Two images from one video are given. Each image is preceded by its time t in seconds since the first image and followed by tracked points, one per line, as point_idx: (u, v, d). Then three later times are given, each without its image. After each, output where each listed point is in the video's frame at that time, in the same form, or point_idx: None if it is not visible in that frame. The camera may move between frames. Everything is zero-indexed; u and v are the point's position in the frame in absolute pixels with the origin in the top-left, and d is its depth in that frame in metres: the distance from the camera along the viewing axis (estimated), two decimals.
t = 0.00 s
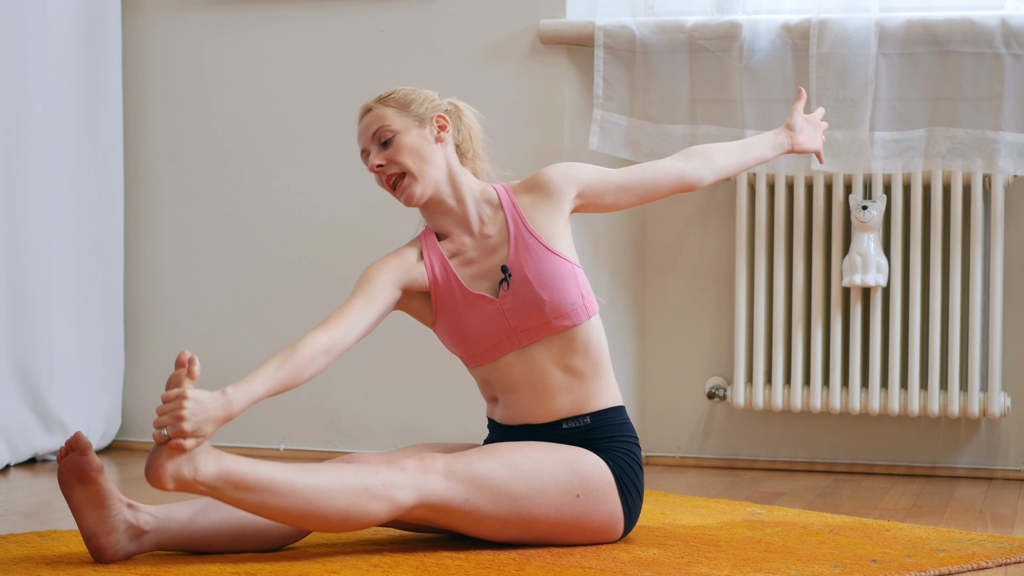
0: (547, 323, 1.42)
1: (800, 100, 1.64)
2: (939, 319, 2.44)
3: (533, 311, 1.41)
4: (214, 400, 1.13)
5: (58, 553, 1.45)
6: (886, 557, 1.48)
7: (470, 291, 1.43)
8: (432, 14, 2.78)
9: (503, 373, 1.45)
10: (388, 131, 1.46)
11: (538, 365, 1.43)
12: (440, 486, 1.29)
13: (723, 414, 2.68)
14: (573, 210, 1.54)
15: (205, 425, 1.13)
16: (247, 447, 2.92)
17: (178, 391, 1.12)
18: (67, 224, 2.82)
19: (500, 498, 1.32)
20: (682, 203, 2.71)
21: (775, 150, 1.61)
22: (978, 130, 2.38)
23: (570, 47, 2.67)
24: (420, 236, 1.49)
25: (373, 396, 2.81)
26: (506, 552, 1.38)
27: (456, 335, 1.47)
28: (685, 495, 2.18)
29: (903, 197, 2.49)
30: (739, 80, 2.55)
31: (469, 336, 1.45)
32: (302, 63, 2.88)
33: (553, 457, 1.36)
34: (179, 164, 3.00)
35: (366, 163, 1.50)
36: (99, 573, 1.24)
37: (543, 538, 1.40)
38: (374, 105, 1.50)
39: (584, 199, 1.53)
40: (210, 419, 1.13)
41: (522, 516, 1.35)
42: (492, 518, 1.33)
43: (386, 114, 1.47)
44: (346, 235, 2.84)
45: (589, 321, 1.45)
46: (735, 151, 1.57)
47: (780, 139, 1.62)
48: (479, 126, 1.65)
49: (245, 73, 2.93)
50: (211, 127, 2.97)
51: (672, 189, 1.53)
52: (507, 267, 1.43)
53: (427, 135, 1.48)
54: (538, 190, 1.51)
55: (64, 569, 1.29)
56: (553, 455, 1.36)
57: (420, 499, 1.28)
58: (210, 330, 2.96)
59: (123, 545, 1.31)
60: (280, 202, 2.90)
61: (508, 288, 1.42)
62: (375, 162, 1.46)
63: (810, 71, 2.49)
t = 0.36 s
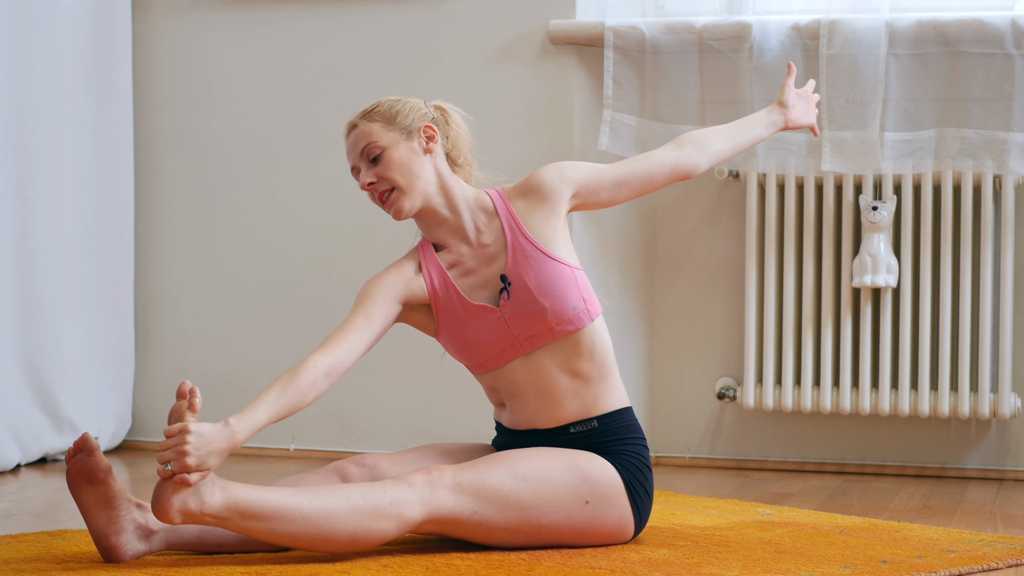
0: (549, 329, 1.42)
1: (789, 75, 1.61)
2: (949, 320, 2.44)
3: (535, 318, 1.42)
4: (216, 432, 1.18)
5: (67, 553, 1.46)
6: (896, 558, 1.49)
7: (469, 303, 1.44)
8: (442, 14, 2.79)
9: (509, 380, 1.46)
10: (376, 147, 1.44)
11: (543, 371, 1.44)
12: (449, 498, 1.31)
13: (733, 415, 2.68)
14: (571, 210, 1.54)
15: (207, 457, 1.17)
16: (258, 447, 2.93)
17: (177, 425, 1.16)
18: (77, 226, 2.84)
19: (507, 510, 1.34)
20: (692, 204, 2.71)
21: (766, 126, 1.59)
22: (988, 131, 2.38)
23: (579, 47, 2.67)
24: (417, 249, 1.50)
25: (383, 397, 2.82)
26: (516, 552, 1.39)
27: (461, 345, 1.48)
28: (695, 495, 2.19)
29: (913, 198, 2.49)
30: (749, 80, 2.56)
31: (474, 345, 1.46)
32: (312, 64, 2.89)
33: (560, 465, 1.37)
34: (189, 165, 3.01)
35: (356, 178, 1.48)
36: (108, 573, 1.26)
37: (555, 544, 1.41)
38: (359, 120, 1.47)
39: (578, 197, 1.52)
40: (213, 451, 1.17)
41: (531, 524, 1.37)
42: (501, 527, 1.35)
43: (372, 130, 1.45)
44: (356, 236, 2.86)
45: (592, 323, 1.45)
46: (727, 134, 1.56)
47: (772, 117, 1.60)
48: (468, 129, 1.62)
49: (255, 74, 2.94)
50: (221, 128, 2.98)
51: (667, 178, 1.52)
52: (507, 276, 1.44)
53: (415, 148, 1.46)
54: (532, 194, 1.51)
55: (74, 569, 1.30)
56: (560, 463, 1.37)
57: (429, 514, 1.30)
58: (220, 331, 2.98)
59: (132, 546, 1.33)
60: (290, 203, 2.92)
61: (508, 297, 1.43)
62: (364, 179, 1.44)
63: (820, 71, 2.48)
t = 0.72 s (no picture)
0: (548, 336, 1.43)
1: (796, 67, 1.58)
2: (957, 321, 2.44)
3: (532, 326, 1.42)
4: (218, 456, 1.19)
5: (74, 553, 1.48)
6: (903, 559, 1.49)
7: (467, 313, 1.45)
8: (449, 15, 2.80)
9: (509, 387, 1.47)
10: (371, 157, 1.44)
11: (542, 378, 1.45)
12: (454, 508, 1.32)
13: (740, 415, 2.68)
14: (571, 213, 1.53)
15: (209, 481, 1.19)
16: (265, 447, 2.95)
17: (179, 451, 1.17)
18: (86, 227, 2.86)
19: (513, 520, 1.35)
20: (698, 205, 2.71)
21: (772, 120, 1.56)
22: (996, 131, 2.37)
23: (587, 47, 2.68)
24: (415, 257, 1.51)
25: (390, 397, 2.83)
26: (522, 552, 1.40)
27: (461, 352, 1.49)
28: (701, 496, 2.19)
29: (921, 198, 2.49)
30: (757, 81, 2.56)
31: (473, 352, 1.47)
32: (320, 64, 2.90)
33: (565, 473, 1.38)
34: (197, 165, 3.03)
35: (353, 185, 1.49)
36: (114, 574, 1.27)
37: (562, 548, 1.42)
38: (354, 127, 1.47)
39: (577, 201, 1.52)
40: (215, 475, 1.19)
41: (537, 530, 1.37)
42: (506, 534, 1.36)
43: (367, 138, 1.45)
44: (363, 236, 2.87)
45: (591, 329, 1.45)
46: (730, 130, 1.53)
47: (777, 110, 1.57)
48: (467, 131, 1.62)
49: (263, 75, 2.96)
50: (229, 129, 2.99)
51: (667, 178, 1.50)
52: (504, 285, 1.44)
53: (411, 156, 1.46)
54: (529, 199, 1.50)
55: (81, 569, 1.32)
56: (565, 473, 1.37)
57: (435, 525, 1.31)
58: (227, 331, 2.99)
59: (140, 546, 1.34)
60: (297, 203, 2.93)
61: (506, 306, 1.43)
62: (360, 189, 1.45)
63: (827, 71, 2.48)
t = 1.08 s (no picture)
0: (547, 343, 1.44)
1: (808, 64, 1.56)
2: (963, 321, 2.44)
3: (531, 332, 1.43)
4: (229, 467, 1.20)
5: (78, 552, 1.48)
6: (908, 558, 1.49)
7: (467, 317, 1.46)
8: (454, 15, 2.80)
9: (509, 389, 1.48)
10: (374, 161, 1.43)
11: (542, 382, 1.46)
12: (457, 509, 1.33)
13: (746, 415, 2.68)
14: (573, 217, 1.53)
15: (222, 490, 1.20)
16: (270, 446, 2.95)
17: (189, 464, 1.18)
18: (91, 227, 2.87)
19: (516, 521, 1.36)
20: (704, 205, 2.71)
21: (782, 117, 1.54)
22: (1002, 131, 2.37)
23: (592, 47, 2.68)
24: (415, 258, 1.52)
25: (396, 396, 2.84)
26: (527, 552, 1.41)
27: (461, 354, 1.51)
28: (706, 496, 2.20)
29: (926, 198, 2.49)
30: (762, 81, 2.56)
31: (473, 355, 1.48)
32: (326, 64, 2.91)
33: (566, 475, 1.38)
34: (202, 165, 3.04)
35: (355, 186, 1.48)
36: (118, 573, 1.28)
37: (566, 547, 1.42)
38: (356, 128, 1.46)
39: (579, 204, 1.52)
40: (226, 485, 1.20)
41: (541, 532, 1.38)
42: (510, 535, 1.37)
43: (370, 142, 1.44)
44: (369, 236, 2.88)
45: (591, 336, 1.46)
46: (737, 130, 1.51)
47: (787, 108, 1.55)
48: (468, 127, 1.61)
49: (268, 75, 2.97)
50: (235, 129, 3.00)
51: (673, 182, 1.49)
52: (504, 290, 1.45)
53: (414, 161, 1.46)
54: (532, 204, 1.50)
55: (86, 568, 1.32)
56: (567, 474, 1.38)
57: (438, 526, 1.32)
58: (233, 331, 3.00)
59: (144, 546, 1.35)
60: (303, 204, 2.94)
61: (506, 312, 1.44)
62: (363, 193, 1.45)
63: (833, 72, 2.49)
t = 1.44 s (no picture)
0: (569, 332, 1.45)
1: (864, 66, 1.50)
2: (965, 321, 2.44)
3: (554, 320, 1.45)
4: (293, 443, 1.22)
5: (80, 553, 1.48)
6: (910, 558, 1.49)
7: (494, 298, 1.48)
8: (456, 15, 2.81)
9: (524, 374, 1.49)
10: (416, 179, 1.40)
11: (557, 371, 1.47)
12: (460, 512, 1.32)
13: (747, 416, 2.68)
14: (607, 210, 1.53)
15: (295, 465, 1.21)
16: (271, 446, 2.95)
17: (251, 452, 1.19)
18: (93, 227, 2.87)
19: (520, 523, 1.36)
20: (706, 205, 2.71)
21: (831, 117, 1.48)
22: (1004, 131, 2.37)
23: (594, 47, 2.68)
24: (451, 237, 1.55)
25: (398, 396, 2.84)
26: (529, 552, 1.41)
27: (484, 333, 1.53)
28: (708, 496, 2.19)
29: (928, 198, 2.48)
30: (765, 81, 2.56)
31: (495, 335, 1.50)
32: (328, 63, 2.91)
33: (570, 476, 1.38)
34: (204, 165, 3.04)
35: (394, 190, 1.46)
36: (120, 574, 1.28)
37: (568, 547, 1.42)
38: (394, 143, 1.40)
39: (615, 197, 1.51)
40: (303, 462, 1.22)
41: (543, 533, 1.38)
42: (513, 536, 1.37)
43: (411, 161, 1.39)
44: (371, 235, 2.88)
45: (612, 330, 1.47)
46: (783, 126, 1.46)
47: (839, 107, 1.48)
48: (499, 94, 1.52)
49: (271, 75, 2.97)
50: (237, 129, 3.00)
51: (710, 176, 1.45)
52: (532, 276, 1.47)
53: (456, 176, 1.42)
54: (569, 192, 1.51)
55: (89, 567, 1.33)
56: (571, 477, 1.38)
57: (442, 529, 1.31)
58: (235, 330, 3.01)
59: (147, 545, 1.35)
60: (305, 203, 2.94)
61: (531, 297, 1.46)
62: (406, 208, 1.42)
63: (835, 72, 2.49)
